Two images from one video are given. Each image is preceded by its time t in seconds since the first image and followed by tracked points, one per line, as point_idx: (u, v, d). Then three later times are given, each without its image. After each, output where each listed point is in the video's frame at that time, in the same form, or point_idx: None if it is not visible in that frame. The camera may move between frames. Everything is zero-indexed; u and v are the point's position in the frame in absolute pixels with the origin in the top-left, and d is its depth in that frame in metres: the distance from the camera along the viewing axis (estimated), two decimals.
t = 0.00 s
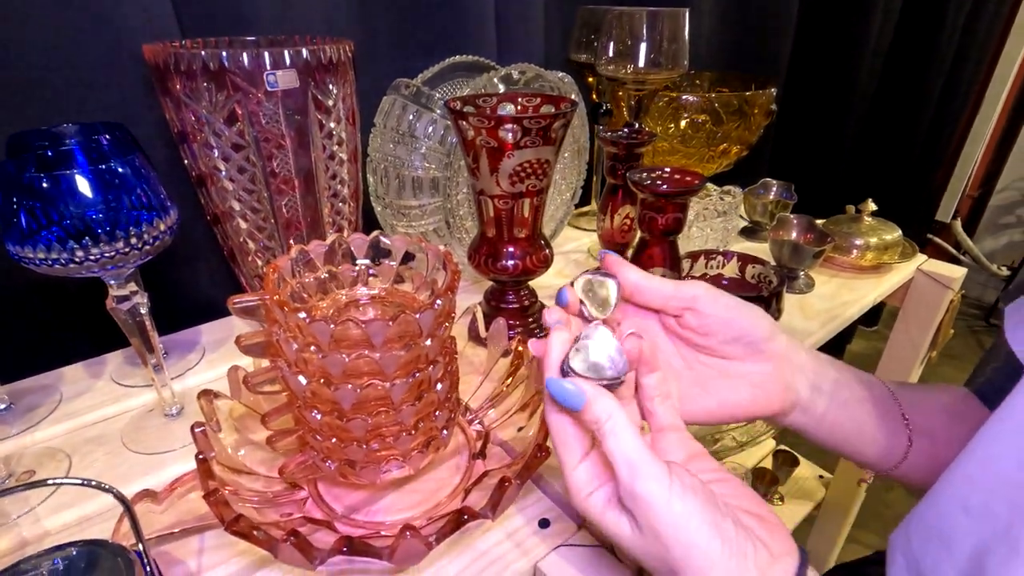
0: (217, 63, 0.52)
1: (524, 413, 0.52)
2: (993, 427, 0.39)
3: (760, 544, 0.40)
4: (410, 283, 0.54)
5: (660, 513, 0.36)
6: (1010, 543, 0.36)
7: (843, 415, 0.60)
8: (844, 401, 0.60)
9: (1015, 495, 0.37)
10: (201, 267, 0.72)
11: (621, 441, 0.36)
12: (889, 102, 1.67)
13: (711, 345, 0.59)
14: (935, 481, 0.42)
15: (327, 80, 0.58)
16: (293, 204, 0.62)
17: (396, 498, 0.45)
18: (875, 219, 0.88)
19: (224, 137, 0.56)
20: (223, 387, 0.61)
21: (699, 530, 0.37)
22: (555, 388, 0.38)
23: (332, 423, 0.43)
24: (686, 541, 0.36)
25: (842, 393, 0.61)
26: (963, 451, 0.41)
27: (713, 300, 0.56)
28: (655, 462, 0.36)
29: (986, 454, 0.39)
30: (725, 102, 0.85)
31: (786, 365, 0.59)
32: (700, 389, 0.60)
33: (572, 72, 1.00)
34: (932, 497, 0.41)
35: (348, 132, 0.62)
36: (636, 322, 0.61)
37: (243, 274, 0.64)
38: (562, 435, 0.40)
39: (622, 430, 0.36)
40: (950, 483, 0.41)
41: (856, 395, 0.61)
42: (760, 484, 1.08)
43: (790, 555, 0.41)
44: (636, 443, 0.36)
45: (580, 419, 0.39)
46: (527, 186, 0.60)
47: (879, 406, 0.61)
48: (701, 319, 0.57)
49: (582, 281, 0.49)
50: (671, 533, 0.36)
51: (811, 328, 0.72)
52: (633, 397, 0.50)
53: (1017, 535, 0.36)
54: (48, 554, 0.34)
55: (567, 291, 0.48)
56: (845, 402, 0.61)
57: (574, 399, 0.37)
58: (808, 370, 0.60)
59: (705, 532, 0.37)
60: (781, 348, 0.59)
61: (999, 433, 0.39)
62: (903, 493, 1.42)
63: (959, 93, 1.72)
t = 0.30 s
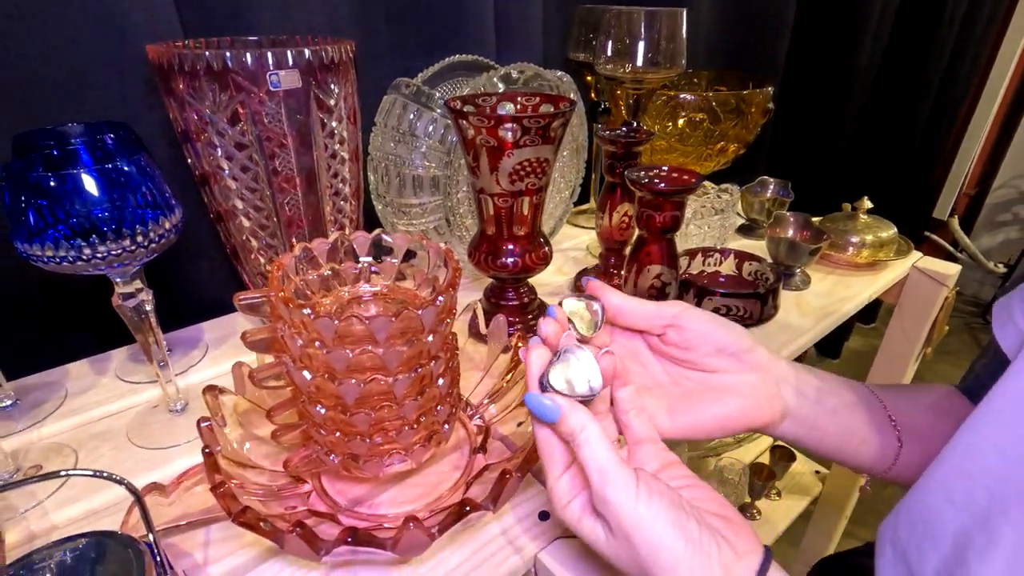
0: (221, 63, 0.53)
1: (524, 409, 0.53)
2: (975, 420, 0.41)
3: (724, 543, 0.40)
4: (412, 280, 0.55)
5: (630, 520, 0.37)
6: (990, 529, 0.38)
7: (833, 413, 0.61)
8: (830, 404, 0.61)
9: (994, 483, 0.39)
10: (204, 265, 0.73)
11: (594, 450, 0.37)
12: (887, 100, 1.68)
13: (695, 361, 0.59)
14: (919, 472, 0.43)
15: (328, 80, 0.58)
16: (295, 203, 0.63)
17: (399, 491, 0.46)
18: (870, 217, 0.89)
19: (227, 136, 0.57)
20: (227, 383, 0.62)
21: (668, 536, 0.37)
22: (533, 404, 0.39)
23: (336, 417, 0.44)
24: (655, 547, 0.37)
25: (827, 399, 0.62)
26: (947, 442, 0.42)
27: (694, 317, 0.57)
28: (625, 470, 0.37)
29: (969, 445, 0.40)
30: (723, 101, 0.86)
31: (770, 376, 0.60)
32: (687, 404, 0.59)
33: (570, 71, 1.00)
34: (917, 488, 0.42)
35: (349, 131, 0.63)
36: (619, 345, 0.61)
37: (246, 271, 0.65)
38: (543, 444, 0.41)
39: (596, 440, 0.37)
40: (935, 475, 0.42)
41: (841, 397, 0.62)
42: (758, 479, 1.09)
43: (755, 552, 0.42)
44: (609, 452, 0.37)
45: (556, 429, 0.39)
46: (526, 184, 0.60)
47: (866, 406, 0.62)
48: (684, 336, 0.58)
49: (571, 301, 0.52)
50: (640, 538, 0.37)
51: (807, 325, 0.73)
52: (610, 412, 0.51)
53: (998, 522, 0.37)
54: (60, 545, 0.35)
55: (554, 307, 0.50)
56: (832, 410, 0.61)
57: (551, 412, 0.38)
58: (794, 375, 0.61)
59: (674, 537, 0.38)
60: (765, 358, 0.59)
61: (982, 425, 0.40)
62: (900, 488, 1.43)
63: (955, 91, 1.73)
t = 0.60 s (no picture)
0: (221, 60, 0.53)
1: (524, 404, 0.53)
2: (964, 408, 0.41)
3: (715, 527, 0.41)
4: (412, 276, 0.55)
5: (623, 502, 0.37)
6: (975, 519, 0.38)
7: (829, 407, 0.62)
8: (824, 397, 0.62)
9: (980, 472, 0.39)
10: (204, 262, 0.73)
11: (588, 434, 0.38)
12: (885, 98, 1.68)
13: (690, 352, 0.59)
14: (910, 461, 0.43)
15: (328, 76, 0.58)
16: (295, 199, 0.63)
17: (400, 485, 0.46)
18: (868, 213, 0.89)
19: (227, 133, 0.57)
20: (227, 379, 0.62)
21: (660, 519, 0.38)
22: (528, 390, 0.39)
23: (337, 411, 0.44)
24: (647, 531, 0.37)
25: (820, 392, 0.62)
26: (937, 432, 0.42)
27: (689, 308, 0.57)
28: (617, 454, 0.38)
29: (956, 435, 0.41)
30: (721, 98, 0.86)
31: (765, 368, 0.60)
32: (681, 395, 0.60)
33: (569, 68, 1.00)
34: (907, 478, 0.43)
35: (349, 127, 0.63)
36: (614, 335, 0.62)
37: (246, 268, 0.65)
38: (538, 433, 0.41)
39: (589, 426, 0.38)
40: (928, 463, 0.42)
41: (835, 389, 0.62)
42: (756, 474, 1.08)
43: (746, 536, 0.42)
44: (602, 438, 0.38)
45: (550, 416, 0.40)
46: (526, 180, 0.61)
47: (860, 397, 0.62)
48: (679, 327, 0.58)
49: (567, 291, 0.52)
50: (633, 521, 0.38)
51: (806, 321, 0.73)
52: (605, 401, 0.52)
53: (981, 512, 0.38)
54: (63, 538, 0.35)
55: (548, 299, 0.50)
56: (825, 402, 0.62)
57: (546, 398, 0.38)
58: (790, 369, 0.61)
59: (666, 521, 0.38)
60: (759, 350, 0.59)
61: (969, 414, 0.40)
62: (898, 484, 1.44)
63: (954, 88, 1.73)
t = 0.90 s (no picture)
0: (223, 58, 0.53)
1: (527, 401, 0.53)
2: (961, 402, 0.41)
3: (721, 516, 0.41)
4: (414, 274, 0.55)
5: (632, 488, 0.38)
6: (976, 512, 0.38)
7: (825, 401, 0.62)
8: (818, 389, 0.62)
9: (981, 466, 0.39)
10: (204, 260, 0.73)
11: (598, 421, 0.38)
12: (885, 96, 1.68)
13: (687, 346, 0.59)
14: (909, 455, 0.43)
15: (330, 74, 0.58)
16: (297, 197, 0.63)
17: (403, 483, 0.46)
18: (869, 211, 0.89)
19: (228, 130, 0.57)
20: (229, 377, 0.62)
21: (668, 506, 0.38)
22: (536, 373, 0.38)
23: (341, 409, 0.44)
24: (656, 516, 0.38)
25: (820, 388, 0.62)
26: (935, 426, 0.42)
27: (689, 303, 0.57)
28: (627, 441, 0.38)
29: (956, 429, 0.41)
30: (722, 95, 0.86)
31: (762, 362, 0.60)
32: (678, 385, 0.59)
33: (569, 66, 1.00)
34: (906, 471, 0.43)
35: (351, 125, 0.63)
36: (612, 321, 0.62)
37: (247, 266, 0.65)
38: (532, 428, 0.41)
39: (601, 413, 0.38)
40: (927, 456, 0.42)
41: (831, 383, 0.62)
42: (756, 471, 1.10)
43: (749, 526, 0.43)
44: (612, 425, 0.38)
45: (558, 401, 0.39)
46: (527, 178, 0.60)
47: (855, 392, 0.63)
48: (677, 321, 0.58)
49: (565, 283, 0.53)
50: (642, 508, 0.38)
51: (808, 319, 0.73)
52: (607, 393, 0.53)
53: (981, 505, 0.38)
54: (66, 537, 0.35)
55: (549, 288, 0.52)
56: (820, 397, 0.62)
57: (556, 382, 0.37)
58: (790, 366, 0.61)
59: (674, 508, 0.38)
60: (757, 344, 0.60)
61: (969, 408, 0.40)
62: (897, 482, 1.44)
63: (954, 85, 1.73)
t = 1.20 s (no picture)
0: (224, 55, 0.53)
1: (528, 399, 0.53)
2: (959, 399, 0.41)
3: (724, 511, 0.42)
4: (415, 272, 0.55)
5: (641, 482, 0.38)
6: (975, 508, 0.38)
7: (824, 400, 0.62)
8: (816, 389, 0.62)
9: (980, 461, 0.39)
10: (204, 258, 0.73)
11: (609, 415, 0.38)
12: (884, 94, 1.68)
13: (684, 345, 0.60)
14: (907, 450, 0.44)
15: (329, 72, 0.58)
16: (297, 195, 0.63)
17: (404, 481, 0.46)
18: (868, 209, 0.90)
19: (229, 128, 0.57)
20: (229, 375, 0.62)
21: (674, 499, 0.39)
22: (551, 362, 0.38)
23: (342, 407, 0.44)
24: (662, 509, 0.38)
25: (819, 386, 0.62)
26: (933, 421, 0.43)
27: (691, 306, 0.56)
28: (636, 435, 0.38)
29: (954, 426, 0.41)
30: (722, 94, 0.86)
31: (757, 364, 0.60)
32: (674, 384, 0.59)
33: (569, 64, 1.00)
34: (904, 466, 0.43)
35: (351, 123, 0.63)
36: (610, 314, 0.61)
37: (247, 264, 0.65)
38: (539, 431, 0.41)
39: (611, 405, 0.38)
40: (927, 453, 0.42)
41: (828, 379, 0.63)
42: (755, 469, 1.10)
43: (751, 520, 0.43)
44: (621, 420, 0.38)
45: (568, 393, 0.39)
46: (528, 176, 0.60)
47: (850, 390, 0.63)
48: (677, 322, 0.57)
49: (567, 276, 0.51)
50: (648, 502, 0.38)
51: (807, 316, 0.73)
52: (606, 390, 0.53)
53: (981, 500, 0.38)
54: (69, 534, 0.35)
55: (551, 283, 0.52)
56: (818, 395, 0.62)
57: (573, 372, 0.37)
58: (788, 364, 0.61)
59: (680, 501, 0.39)
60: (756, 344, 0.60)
61: (967, 404, 0.40)
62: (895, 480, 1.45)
63: (953, 83, 1.73)
